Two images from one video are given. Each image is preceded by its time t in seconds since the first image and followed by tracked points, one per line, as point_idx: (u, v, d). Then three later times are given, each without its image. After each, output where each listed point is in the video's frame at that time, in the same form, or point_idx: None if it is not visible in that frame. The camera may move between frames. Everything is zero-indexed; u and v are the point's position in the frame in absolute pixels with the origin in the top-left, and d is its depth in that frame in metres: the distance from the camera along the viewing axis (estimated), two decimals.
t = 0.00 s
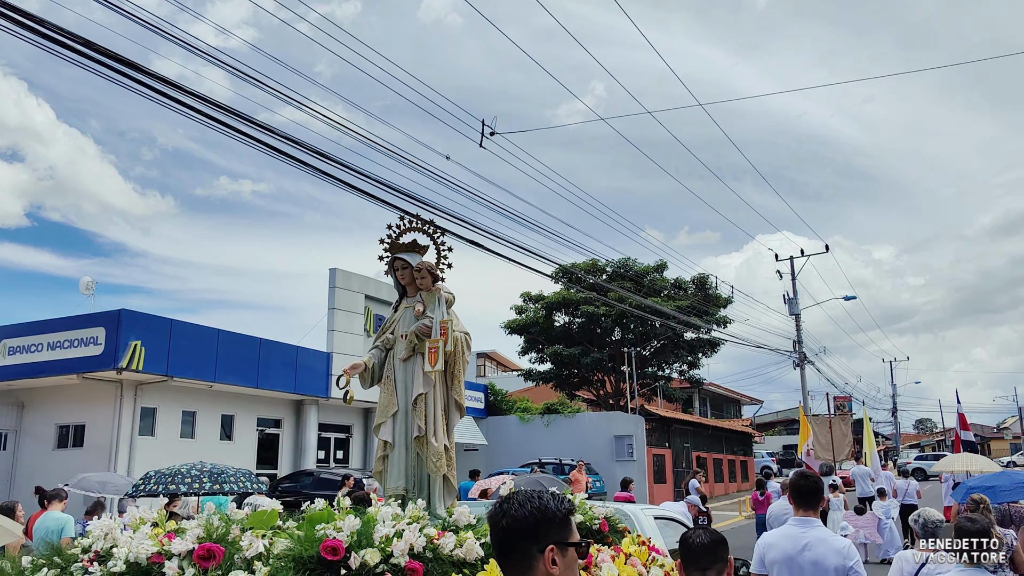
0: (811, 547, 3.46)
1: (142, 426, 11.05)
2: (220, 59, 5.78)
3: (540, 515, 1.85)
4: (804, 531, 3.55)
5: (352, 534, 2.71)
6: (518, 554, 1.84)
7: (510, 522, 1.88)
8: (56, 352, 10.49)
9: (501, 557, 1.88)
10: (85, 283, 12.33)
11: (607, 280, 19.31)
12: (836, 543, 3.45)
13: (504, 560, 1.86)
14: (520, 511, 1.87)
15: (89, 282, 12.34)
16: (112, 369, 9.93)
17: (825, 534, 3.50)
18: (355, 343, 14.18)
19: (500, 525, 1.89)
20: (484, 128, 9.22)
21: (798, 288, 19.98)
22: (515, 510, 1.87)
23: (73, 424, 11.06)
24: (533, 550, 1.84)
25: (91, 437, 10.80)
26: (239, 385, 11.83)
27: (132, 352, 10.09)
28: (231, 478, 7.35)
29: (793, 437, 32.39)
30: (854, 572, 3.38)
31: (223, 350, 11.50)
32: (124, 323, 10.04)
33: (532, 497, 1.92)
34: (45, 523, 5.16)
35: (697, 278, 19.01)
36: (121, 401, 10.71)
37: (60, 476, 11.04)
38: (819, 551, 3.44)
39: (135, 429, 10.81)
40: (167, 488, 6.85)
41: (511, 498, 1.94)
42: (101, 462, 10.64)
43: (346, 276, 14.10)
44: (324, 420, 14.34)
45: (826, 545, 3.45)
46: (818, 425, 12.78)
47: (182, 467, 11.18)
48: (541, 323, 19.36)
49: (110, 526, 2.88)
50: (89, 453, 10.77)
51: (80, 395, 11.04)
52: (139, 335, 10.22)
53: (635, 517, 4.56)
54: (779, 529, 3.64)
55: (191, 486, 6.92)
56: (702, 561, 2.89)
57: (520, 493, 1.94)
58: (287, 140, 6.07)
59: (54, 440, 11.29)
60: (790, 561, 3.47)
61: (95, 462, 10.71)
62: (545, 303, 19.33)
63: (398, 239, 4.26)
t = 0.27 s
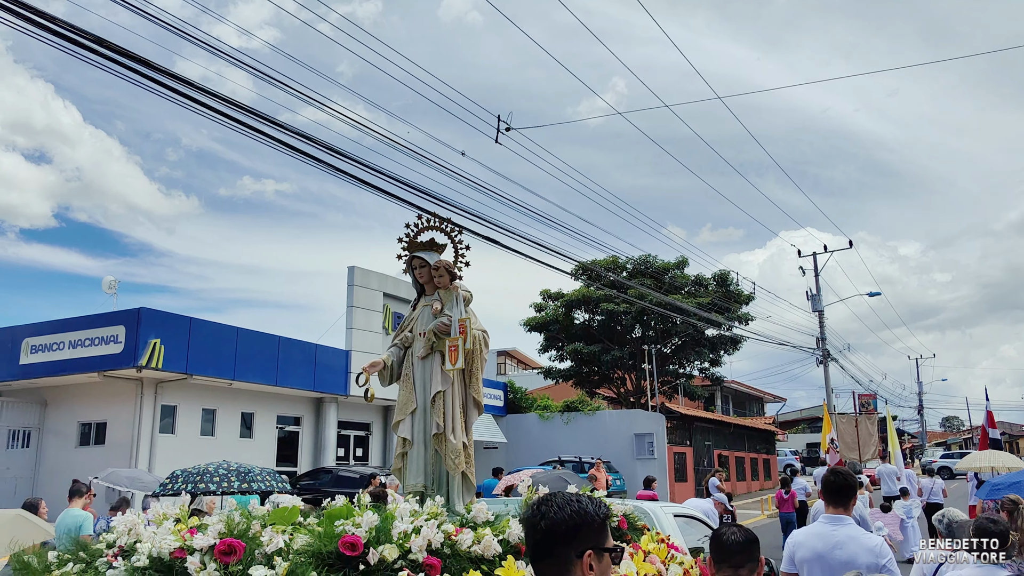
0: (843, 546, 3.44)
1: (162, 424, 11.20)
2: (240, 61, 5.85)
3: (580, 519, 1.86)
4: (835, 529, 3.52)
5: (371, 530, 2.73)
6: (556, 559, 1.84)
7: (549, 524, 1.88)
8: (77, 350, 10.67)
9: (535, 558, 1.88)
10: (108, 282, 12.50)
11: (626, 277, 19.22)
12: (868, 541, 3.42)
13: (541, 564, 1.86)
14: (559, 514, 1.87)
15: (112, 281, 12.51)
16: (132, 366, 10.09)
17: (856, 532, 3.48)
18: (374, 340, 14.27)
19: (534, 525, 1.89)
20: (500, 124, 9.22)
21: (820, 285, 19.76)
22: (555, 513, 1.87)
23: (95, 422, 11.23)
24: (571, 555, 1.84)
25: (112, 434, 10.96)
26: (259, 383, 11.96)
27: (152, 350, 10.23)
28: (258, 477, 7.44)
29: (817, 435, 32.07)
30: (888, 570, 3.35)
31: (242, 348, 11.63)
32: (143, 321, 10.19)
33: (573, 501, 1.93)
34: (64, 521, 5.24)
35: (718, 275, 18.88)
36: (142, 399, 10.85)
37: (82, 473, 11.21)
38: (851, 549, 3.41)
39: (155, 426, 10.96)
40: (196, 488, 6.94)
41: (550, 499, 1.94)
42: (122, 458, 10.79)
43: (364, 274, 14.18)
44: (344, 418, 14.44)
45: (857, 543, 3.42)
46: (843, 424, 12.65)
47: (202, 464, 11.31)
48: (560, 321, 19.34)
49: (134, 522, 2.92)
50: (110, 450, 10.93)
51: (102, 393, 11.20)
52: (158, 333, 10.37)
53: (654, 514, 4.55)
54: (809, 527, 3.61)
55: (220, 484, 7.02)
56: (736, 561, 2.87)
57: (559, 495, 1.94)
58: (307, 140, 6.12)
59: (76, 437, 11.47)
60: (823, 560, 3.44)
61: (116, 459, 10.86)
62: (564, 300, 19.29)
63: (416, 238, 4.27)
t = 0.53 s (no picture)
0: (862, 542, 3.41)
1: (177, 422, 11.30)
2: (256, 62, 5.91)
3: (627, 505, 1.87)
4: (854, 526, 3.49)
5: (389, 523, 2.75)
6: (603, 550, 1.85)
7: (598, 513, 1.88)
8: (93, 349, 10.78)
9: (582, 548, 1.88)
10: (124, 282, 12.61)
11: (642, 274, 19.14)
12: (887, 537, 3.38)
13: (592, 555, 1.86)
14: (605, 502, 1.87)
15: (128, 281, 12.62)
16: (147, 365, 10.19)
17: (876, 528, 3.45)
18: (388, 338, 14.32)
19: (578, 513, 1.90)
20: (512, 120, 9.21)
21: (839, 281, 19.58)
22: (604, 501, 1.87)
23: (111, 420, 11.35)
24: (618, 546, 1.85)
25: (128, 432, 11.07)
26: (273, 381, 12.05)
27: (166, 349, 10.33)
28: (282, 477, 7.44)
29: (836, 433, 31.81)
30: (909, 566, 3.30)
31: (257, 347, 11.71)
32: (158, 320, 10.28)
33: (628, 490, 1.92)
34: (82, 518, 5.30)
35: (734, 272, 18.76)
36: (157, 397, 10.96)
37: (99, 471, 11.33)
38: (871, 546, 3.39)
39: (170, 424, 11.06)
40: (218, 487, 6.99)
41: (597, 485, 1.94)
42: (138, 456, 10.90)
43: (378, 273, 14.24)
44: (358, 416, 14.52)
45: (877, 540, 3.39)
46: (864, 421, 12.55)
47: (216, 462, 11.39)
48: (575, 319, 19.30)
49: (155, 515, 2.95)
50: (126, 448, 11.04)
51: (117, 391, 11.32)
52: (172, 332, 10.46)
53: (672, 511, 4.54)
54: (828, 524, 3.58)
55: (242, 483, 7.07)
56: (776, 558, 2.88)
57: (606, 481, 1.95)
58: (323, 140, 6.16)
59: (93, 435, 11.60)
60: (847, 556, 3.41)
61: (132, 456, 10.96)
62: (579, 298, 19.25)
63: (432, 234, 4.28)
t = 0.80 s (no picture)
0: (862, 540, 3.39)
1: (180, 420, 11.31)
2: (265, 61, 5.94)
3: (656, 495, 1.86)
4: (853, 524, 3.48)
5: (400, 517, 2.74)
6: (634, 543, 1.83)
7: (629, 503, 1.87)
8: (95, 347, 10.81)
9: (610, 540, 1.88)
10: (128, 281, 12.62)
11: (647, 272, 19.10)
12: (886, 534, 3.36)
13: (622, 547, 1.84)
14: (634, 491, 1.87)
15: (132, 279, 12.63)
16: (149, 363, 10.20)
17: (875, 526, 3.42)
18: (391, 337, 14.32)
19: (605, 503, 1.90)
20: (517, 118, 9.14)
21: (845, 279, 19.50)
22: (633, 491, 1.86)
23: (113, 418, 11.37)
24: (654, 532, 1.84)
25: (130, 430, 11.08)
26: (276, 379, 12.06)
27: (168, 347, 10.34)
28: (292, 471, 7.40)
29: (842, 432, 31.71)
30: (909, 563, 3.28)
31: (259, 345, 11.73)
32: (159, 318, 10.29)
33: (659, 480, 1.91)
34: (93, 515, 5.32)
35: (740, 270, 18.70)
36: (159, 396, 10.97)
37: (101, 469, 11.35)
38: (870, 544, 3.36)
39: (172, 422, 11.07)
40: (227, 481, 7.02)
41: (625, 474, 1.94)
42: (140, 453, 10.92)
43: (381, 270, 14.24)
44: (361, 414, 14.54)
45: (876, 538, 3.37)
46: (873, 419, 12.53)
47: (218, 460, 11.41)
48: (580, 317, 19.27)
49: (166, 509, 2.95)
50: (128, 446, 11.05)
51: (119, 390, 11.33)
52: (174, 330, 10.47)
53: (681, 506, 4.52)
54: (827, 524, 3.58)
55: (252, 476, 7.07)
56: (813, 547, 2.87)
57: (634, 470, 1.95)
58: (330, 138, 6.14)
59: (95, 434, 11.62)
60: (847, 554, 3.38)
61: (134, 454, 10.98)
62: (584, 296, 19.22)
63: (440, 229, 4.28)
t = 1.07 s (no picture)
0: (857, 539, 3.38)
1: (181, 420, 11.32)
2: (273, 63, 5.97)
3: (664, 501, 1.85)
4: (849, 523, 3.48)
5: (412, 519, 2.74)
6: (648, 547, 1.83)
7: (639, 509, 1.86)
8: (98, 346, 10.85)
9: (622, 546, 1.87)
10: (132, 280, 12.63)
11: (651, 271, 19.07)
12: (881, 532, 3.36)
13: (635, 553, 1.84)
14: (646, 497, 1.86)
15: (135, 279, 12.64)
16: (150, 362, 10.21)
17: (871, 524, 3.41)
18: (394, 336, 14.33)
19: (614, 510, 1.89)
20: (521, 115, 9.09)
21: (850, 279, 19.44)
22: (643, 496, 1.86)
23: (114, 418, 11.38)
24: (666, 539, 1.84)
25: (131, 430, 11.09)
26: (278, 379, 12.08)
27: (170, 346, 10.35)
28: (295, 475, 7.37)
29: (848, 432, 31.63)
30: (905, 561, 3.27)
31: (261, 345, 11.75)
32: (161, 317, 10.30)
33: (666, 486, 1.90)
34: (103, 516, 5.33)
35: (745, 269, 18.65)
36: (161, 395, 10.98)
37: (103, 470, 11.37)
38: (866, 542, 3.35)
39: (174, 421, 11.08)
40: (231, 484, 7.04)
41: (635, 479, 1.93)
42: (142, 453, 10.93)
43: (384, 270, 14.26)
44: (365, 414, 14.55)
45: (871, 536, 3.36)
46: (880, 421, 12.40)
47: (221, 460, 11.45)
48: (584, 317, 19.25)
49: (178, 511, 2.96)
50: (129, 446, 11.07)
51: (120, 389, 11.34)
52: (176, 329, 10.48)
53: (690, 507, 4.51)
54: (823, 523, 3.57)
55: (254, 481, 7.04)
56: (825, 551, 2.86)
57: (645, 474, 1.94)
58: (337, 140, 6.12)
59: (97, 434, 11.64)
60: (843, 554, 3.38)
61: (135, 454, 10.99)
62: (588, 296, 19.20)
63: (449, 230, 4.27)
